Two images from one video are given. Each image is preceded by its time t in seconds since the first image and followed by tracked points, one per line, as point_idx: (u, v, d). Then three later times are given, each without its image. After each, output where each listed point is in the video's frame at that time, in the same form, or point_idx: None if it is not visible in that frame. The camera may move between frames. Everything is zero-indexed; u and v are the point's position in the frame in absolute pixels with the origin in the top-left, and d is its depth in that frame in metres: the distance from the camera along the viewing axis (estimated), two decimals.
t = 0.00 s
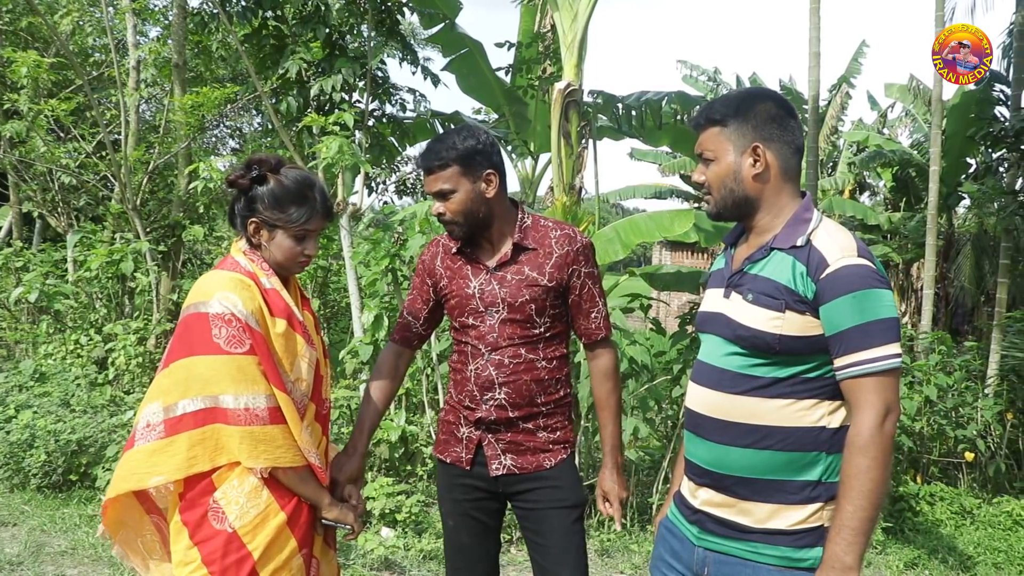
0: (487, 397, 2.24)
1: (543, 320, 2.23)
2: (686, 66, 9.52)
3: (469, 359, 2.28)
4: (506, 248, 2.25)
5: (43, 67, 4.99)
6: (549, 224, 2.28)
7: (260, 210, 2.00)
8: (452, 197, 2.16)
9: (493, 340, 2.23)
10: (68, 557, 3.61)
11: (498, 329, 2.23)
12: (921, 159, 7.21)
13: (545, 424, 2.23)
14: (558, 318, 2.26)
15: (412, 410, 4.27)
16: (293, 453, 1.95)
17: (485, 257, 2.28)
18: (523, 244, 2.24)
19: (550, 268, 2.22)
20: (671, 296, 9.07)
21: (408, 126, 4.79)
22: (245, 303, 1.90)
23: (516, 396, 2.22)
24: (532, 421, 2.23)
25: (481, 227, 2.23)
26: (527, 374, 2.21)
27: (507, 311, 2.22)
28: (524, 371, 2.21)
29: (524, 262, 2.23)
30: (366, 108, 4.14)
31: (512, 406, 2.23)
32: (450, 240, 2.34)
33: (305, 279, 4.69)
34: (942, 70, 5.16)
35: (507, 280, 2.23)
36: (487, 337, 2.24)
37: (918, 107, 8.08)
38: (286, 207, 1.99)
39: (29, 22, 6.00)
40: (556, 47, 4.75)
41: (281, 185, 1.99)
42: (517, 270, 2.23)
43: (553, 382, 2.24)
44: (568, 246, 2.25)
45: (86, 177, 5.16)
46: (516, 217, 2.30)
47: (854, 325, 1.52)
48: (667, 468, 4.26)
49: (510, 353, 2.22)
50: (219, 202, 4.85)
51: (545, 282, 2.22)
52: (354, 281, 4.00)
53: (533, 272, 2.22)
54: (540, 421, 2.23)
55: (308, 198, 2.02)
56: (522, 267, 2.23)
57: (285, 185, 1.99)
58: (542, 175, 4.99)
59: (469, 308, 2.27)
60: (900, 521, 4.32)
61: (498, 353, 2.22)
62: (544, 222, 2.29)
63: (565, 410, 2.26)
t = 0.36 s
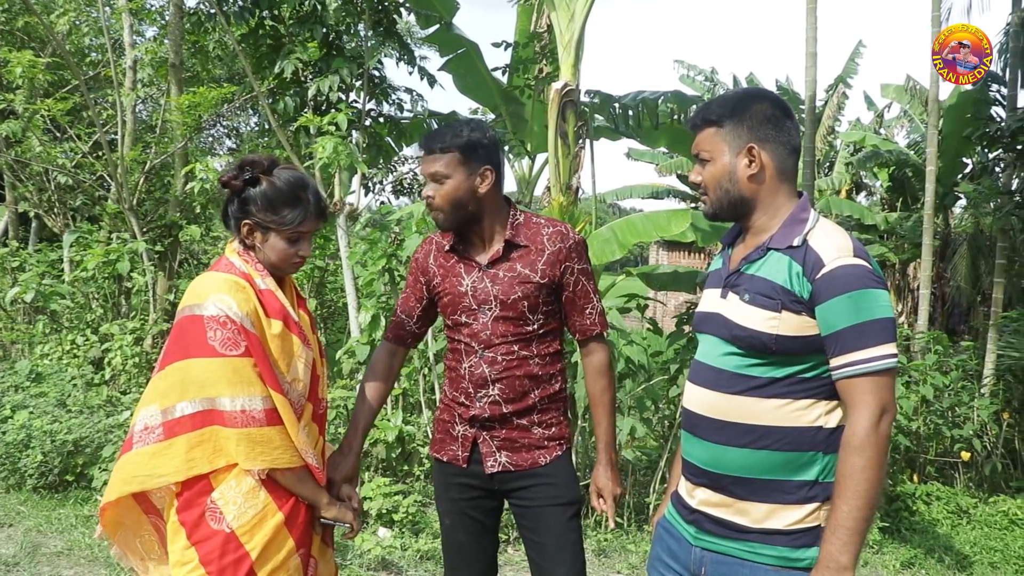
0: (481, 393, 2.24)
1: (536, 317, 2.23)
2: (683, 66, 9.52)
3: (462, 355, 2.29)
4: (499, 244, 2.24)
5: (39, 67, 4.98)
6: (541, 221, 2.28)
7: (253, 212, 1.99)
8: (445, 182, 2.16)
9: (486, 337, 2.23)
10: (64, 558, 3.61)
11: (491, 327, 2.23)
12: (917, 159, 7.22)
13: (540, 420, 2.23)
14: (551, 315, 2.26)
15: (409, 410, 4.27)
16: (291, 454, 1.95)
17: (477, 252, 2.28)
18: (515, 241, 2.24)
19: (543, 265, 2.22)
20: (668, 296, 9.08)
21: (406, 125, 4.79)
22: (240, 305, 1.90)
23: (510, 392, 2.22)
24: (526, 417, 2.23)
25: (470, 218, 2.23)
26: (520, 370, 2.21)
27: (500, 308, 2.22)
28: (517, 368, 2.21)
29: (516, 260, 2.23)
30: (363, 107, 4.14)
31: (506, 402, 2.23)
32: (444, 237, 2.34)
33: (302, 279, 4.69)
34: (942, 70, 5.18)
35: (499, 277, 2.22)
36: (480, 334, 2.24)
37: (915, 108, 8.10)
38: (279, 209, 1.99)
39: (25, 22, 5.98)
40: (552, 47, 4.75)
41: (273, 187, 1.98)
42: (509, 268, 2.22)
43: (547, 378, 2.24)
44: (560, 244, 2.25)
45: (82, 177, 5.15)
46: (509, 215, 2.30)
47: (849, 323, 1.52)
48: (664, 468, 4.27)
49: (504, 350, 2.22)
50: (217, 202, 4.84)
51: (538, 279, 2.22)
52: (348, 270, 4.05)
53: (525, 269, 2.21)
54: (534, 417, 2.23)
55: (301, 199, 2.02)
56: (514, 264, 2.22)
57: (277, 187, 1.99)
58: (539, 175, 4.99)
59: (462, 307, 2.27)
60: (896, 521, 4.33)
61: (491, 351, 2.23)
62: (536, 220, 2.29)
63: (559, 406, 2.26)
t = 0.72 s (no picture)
0: (462, 395, 2.25)
1: (516, 319, 2.22)
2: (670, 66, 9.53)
3: (444, 358, 2.29)
4: (477, 247, 2.24)
5: (23, 66, 4.95)
6: (522, 222, 2.28)
7: (237, 212, 1.99)
8: (423, 181, 2.16)
9: (465, 340, 2.23)
10: (48, 560, 3.59)
11: (470, 330, 2.22)
12: (903, 159, 7.26)
13: (523, 419, 2.23)
14: (532, 316, 2.25)
15: (396, 410, 4.27)
16: (277, 454, 1.94)
17: (458, 253, 2.28)
18: (494, 243, 2.23)
19: (522, 267, 2.22)
20: (655, 296, 9.09)
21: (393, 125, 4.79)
22: (226, 305, 1.89)
23: (491, 394, 2.22)
24: (509, 417, 2.23)
25: (452, 216, 2.22)
26: (501, 372, 2.21)
27: (479, 310, 2.22)
28: (498, 370, 2.21)
29: (495, 262, 2.22)
30: (349, 107, 4.13)
31: (487, 403, 2.23)
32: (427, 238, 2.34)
33: (288, 279, 4.68)
34: (942, 70, 5.51)
35: (478, 279, 2.22)
36: (460, 337, 2.24)
37: (900, 108, 8.13)
38: (263, 210, 1.98)
39: (9, 20, 5.94)
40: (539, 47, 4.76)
41: (257, 187, 1.98)
42: (488, 270, 2.22)
43: (529, 378, 2.24)
44: (539, 245, 2.24)
45: (67, 177, 5.12)
46: (489, 213, 2.30)
47: (833, 323, 1.53)
48: (651, 468, 4.28)
49: (483, 353, 2.21)
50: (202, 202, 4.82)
51: (517, 282, 2.21)
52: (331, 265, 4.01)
53: (504, 272, 2.21)
54: (517, 417, 2.23)
55: (286, 200, 2.01)
56: (493, 266, 2.22)
57: (262, 188, 1.98)
58: (526, 175, 4.99)
59: (442, 308, 2.27)
60: (882, 519, 4.35)
61: (471, 354, 2.23)
62: (517, 220, 2.28)
63: (543, 406, 2.26)
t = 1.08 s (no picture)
0: (432, 401, 2.25)
1: (482, 326, 2.21)
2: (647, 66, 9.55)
3: (415, 364, 2.30)
4: (443, 255, 2.23)
5: None
6: (490, 228, 2.25)
7: (212, 212, 1.98)
8: (394, 190, 2.15)
9: (433, 347, 2.24)
10: (20, 564, 3.56)
11: (437, 338, 2.23)
12: (878, 160, 7.31)
13: (495, 423, 2.22)
14: (501, 322, 2.24)
15: (373, 410, 4.25)
16: (252, 455, 1.93)
17: (427, 262, 2.28)
18: (460, 251, 2.22)
19: (488, 275, 2.20)
20: (632, 296, 9.12)
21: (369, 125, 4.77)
22: (201, 304, 1.88)
23: (460, 399, 2.22)
24: (480, 420, 2.22)
25: (418, 225, 2.21)
26: (468, 378, 2.21)
27: (445, 318, 2.21)
28: (465, 376, 2.21)
29: (462, 269, 2.21)
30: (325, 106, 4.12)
31: (457, 407, 2.23)
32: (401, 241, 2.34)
33: (264, 279, 4.65)
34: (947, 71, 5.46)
35: (444, 287, 2.22)
36: (428, 344, 2.25)
37: (875, 109, 8.19)
38: (238, 210, 1.97)
39: None
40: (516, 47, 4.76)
41: (232, 188, 1.97)
42: (454, 278, 2.21)
43: (500, 383, 2.23)
44: (506, 253, 2.21)
45: (39, 176, 5.07)
46: (460, 220, 2.28)
47: (806, 322, 1.53)
48: (628, 467, 4.28)
49: (451, 360, 2.22)
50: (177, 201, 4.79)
51: (482, 290, 2.20)
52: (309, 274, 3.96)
53: (470, 280, 2.20)
54: (489, 420, 2.22)
55: (260, 200, 2.00)
56: (460, 274, 2.21)
57: (236, 188, 1.97)
58: (503, 175, 4.99)
59: (411, 315, 2.28)
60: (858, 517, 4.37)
61: (438, 361, 2.23)
62: (485, 226, 2.26)
63: (516, 409, 2.24)
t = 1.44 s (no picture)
0: (418, 400, 2.32)
1: (465, 327, 2.27)
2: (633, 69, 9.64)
3: (402, 363, 2.38)
4: (427, 254, 2.29)
5: None
6: (473, 227, 2.30)
7: (204, 214, 2.06)
8: (376, 188, 2.22)
9: (418, 347, 2.31)
10: (13, 563, 3.62)
11: (422, 337, 2.30)
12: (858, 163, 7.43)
13: (480, 421, 2.28)
14: (484, 322, 2.29)
15: (362, 409, 4.32)
16: (244, 453, 2.01)
17: (411, 259, 2.35)
18: (443, 250, 2.27)
19: (470, 275, 2.25)
20: (618, 296, 9.21)
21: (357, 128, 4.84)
22: (193, 304, 1.97)
23: (445, 398, 2.29)
24: (466, 419, 2.29)
25: (403, 223, 2.29)
26: (452, 378, 2.28)
27: (429, 318, 2.28)
28: (450, 376, 2.28)
29: (445, 269, 2.27)
30: (314, 109, 4.18)
31: (442, 407, 2.30)
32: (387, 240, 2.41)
33: (254, 279, 4.71)
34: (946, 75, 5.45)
35: (428, 286, 2.28)
36: (413, 344, 2.32)
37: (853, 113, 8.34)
38: (229, 212, 2.05)
39: None
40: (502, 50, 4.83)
41: (224, 191, 2.05)
42: (437, 278, 2.27)
43: (485, 383, 2.29)
44: (488, 252, 2.27)
45: (32, 179, 5.13)
46: (441, 217, 2.34)
47: (787, 320, 1.62)
48: (613, 464, 4.36)
49: (435, 360, 2.29)
50: (167, 203, 4.85)
51: (464, 289, 2.26)
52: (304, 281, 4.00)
53: (453, 280, 2.26)
54: (474, 419, 2.28)
55: (251, 202, 2.08)
56: (442, 274, 2.27)
57: (228, 191, 2.05)
58: (490, 177, 5.06)
59: (397, 314, 2.35)
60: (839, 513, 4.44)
61: (422, 360, 2.30)
62: (469, 225, 2.31)
63: (502, 407, 2.30)
